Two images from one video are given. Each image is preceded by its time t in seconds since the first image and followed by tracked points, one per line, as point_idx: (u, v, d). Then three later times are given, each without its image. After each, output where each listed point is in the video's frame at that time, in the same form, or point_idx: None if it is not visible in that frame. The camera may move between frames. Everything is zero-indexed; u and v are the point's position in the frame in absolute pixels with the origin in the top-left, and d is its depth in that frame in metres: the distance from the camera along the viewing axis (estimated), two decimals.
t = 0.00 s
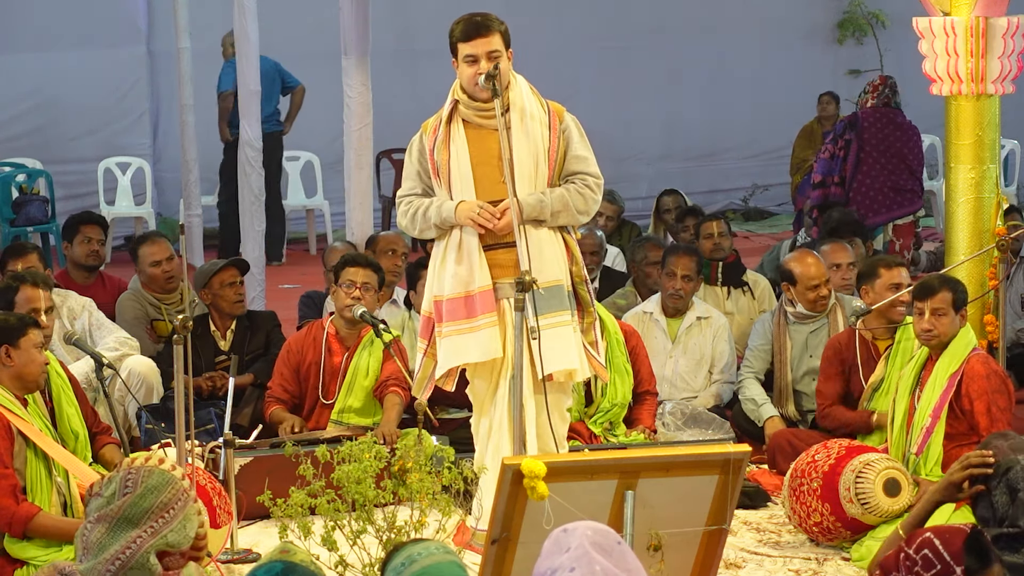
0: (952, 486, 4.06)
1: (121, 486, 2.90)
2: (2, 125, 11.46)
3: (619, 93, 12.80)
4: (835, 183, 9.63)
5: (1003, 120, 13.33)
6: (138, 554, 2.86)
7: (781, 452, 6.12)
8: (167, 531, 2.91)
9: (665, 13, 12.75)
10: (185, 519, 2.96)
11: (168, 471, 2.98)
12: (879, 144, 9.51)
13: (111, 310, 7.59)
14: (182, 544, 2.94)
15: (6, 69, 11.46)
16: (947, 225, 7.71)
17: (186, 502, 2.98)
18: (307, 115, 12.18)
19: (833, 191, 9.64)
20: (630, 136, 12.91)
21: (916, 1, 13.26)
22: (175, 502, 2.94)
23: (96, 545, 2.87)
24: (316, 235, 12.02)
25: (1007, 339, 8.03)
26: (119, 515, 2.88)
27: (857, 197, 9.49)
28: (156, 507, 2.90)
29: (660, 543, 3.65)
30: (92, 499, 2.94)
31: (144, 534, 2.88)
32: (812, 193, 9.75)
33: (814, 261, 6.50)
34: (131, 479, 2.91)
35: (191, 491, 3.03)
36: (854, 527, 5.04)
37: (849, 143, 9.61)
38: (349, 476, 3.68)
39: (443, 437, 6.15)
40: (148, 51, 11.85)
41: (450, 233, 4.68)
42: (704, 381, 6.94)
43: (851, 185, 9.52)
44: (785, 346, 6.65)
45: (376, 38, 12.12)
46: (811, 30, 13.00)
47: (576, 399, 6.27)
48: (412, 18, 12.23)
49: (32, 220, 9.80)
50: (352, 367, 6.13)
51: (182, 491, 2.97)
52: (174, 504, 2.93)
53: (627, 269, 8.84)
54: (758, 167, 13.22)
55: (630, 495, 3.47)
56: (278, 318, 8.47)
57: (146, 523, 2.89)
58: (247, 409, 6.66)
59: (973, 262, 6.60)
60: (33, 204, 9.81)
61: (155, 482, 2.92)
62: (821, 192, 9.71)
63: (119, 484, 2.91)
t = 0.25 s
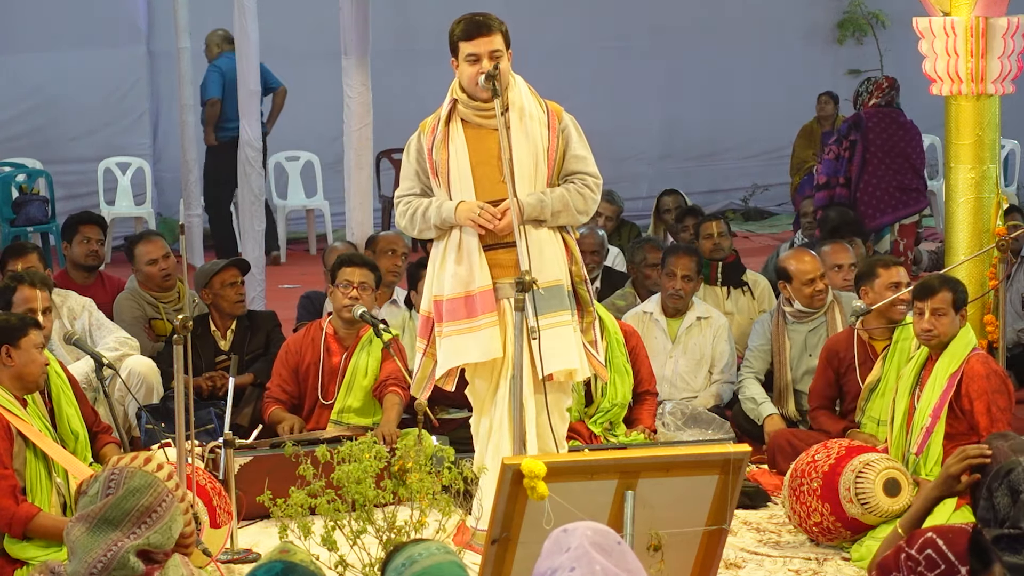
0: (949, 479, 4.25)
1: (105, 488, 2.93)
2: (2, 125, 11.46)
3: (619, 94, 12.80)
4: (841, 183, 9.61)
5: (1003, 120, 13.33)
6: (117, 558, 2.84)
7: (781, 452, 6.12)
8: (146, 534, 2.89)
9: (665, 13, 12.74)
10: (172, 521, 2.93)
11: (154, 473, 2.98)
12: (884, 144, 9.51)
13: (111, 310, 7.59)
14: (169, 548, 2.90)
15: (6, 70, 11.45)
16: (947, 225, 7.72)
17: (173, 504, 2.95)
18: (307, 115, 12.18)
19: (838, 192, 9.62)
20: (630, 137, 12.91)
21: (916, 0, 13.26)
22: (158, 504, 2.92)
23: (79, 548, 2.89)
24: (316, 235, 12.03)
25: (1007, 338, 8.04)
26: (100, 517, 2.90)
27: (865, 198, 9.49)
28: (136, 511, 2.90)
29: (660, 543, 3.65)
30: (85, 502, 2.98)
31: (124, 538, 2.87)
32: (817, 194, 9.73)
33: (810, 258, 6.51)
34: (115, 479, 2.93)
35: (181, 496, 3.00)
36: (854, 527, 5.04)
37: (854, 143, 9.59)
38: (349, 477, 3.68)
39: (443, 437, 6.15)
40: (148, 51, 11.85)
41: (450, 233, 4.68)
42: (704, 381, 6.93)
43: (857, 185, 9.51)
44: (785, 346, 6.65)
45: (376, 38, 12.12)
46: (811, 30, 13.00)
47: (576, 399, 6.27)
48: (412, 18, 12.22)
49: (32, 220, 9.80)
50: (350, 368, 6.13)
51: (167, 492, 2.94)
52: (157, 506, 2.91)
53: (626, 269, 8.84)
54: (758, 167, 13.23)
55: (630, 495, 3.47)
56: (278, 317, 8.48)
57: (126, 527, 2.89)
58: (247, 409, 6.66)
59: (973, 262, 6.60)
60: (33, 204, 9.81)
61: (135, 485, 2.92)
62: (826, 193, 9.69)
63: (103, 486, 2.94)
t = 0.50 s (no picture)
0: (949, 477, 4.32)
1: (101, 499, 3.11)
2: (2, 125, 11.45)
3: (619, 93, 12.79)
4: (848, 186, 9.58)
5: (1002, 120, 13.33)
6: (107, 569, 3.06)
7: (781, 452, 6.12)
8: (136, 551, 3.09)
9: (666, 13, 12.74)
10: (162, 539, 3.13)
11: (148, 488, 3.15)
12: (890, 144, 9.52)
13: (111, 310, 7.59)
14: (159, 564, 3.11)
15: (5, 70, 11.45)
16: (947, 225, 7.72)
17: (164, 521, 3.14)
18: (307, 115, 12.18)
19: (846, 194, 9.59)
20: (630, 136, 12.91)
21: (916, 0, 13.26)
22: (150, 522, 3.11)
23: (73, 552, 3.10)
24: (316, 235, 12.04)
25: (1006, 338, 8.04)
26: (92, 529, 3.09)
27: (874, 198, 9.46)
28: (127, 529, 3.09)
29: (660, 543, 3.65)
30: (81, 504, 3.17)
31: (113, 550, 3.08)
32: (823, 197, 9.69)
33: (813, 256, 6.51)
34: (111, 491, 3.11)
35: (172, 510, 3.19)
36: (854, 527, 5.04)
37: (859, 145, 9.59)
38: (349, 477, 3.68)
39: (443, 437, 6.15)
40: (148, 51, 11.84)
41: (450, 234, 4.68)
42: (704, 381, 6.93)
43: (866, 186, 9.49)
44: (784, 346, 6.65)
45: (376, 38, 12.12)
46: (811, 30, 13.00)
47: (576, 399, 6.28)
48: (412, 18, 12.22)
49: (32, 220, 9.80)
50: (349, 367, 6.13)
51: (159, 510, 3.13)
52: (148, 526, 3.10)
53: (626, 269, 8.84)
54: (758, 167, 13.23)
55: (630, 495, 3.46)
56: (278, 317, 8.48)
57: (117, 540, 3.09)
58: (247, 409, 6.66)
59: (973, 262, 6.60)
60: (33, 204, 9.81)
61: (128, 502, 3.10)
62: (834, 196, 9.66)
63: (98, 497, 3.12)
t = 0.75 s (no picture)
0: (951, 481, 4.16)
1: (98, 500, 3.08)
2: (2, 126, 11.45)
3: (619, 93, 12.79)
4: (853, 189, 9.56)
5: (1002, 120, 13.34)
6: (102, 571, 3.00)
7: (781, 452, 6.12)
8: (134, 554, 3.05)
9: (666, 14, 12.73)
10: (158, 543, 3.08)
11: (145, 491, 3.11)
12: (893, 146, 9.53)
13: (111, 310, 7.59)
14: (156, 568, 3.06)
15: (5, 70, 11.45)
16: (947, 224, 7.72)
17: (162, 524, 3.11)
18: (307, 115, 12.17)
19: (852, 198, 9.56)
20: (630, 136, 12.91)
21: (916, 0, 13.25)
22: (146, 526, 3.07)
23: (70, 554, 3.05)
24: (316, 235, 12.04)
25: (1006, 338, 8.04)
26: (88, 531, 3.05)
27: (880, 199, 9.41)
28: (124, 531, 3.05)
29: (660, 543, 3.65)
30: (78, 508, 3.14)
31: (109, 552, 3.03)
32: (828, 202, 9.62)
33: (817, 255, 6.51)
34: (109, 492, 3.08)
35: (170, 516, 3.14)
36: (854, 527, 5.04)
37: (862, 148, 9.61)
38: (349, 477, 3.68)
39: (443, 437, 6.16)
40: (148, 51, 11.84)
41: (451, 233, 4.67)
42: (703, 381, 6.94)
43: (872, 188, 9.46)
44: (785, 346, 6.66)
45: (376, 38, 12.11)
46: (811, 30, 12.99)
47: (576, 399, 6.28)
48: (412, 18, 12.22)
49: (32, 220, 9.81)
50: (348, 368, 6.13)
51: (157, 515, 3.09)
52: (145, 529, 3.06)
53: (626, 269, 8.84)
54: (758, 167, 13.23)
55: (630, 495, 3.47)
56: (278, 317, 8.48)
57: (114, 543, 3.05)
58: (247, 409, 6.65)
59: (973, 262, 6.60)
60: (33, 204, 9.82)
61: (125, 505, 3.06)
62: (840, 200, 9.61)
63: (96, 499, 3.09)
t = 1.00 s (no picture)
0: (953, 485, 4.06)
1: (95, 502, 3.19)
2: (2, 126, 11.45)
3: (619, 93, 12.79)
4: (854, 193, 9.42)
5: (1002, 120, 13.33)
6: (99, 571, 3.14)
7: (781, 452, 6.11)
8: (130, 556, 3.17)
9: (666, 14, 12.72)
10: (154, 545, 3.19)
11: (141, 494, 3.20)
12: (887, 149, 9.49)
13: (111, 310, 7.60)
14: (152, 568, 3.17)
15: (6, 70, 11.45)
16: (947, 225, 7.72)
17: (159, 526, 3.21)
18: (308, 115, 12.18)
19: (852, 202, 9.42)
20: (630, 136, 12.91)
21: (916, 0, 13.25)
22: (142, 529, 3.18)
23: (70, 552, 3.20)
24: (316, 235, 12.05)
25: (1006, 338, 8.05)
26: (85, 533, 3.18)
27: (882, 204, 9.37)
28: (120, 534, 3.17)
29: (660, 543, 3.65)
30: (80, 504, 3.27)
31: (106, 553, 3.16)
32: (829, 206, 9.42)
33: (817, 254, 6.52)
34: (104, 496, 3.18)
35: (167, 517, 3.24)
36: (854, 527, 5.04)
37: (861, 150, 9.46)
38: (349, 476, 3.68)
39: (443, 437, 6.16)
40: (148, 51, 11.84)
41: (452, 232, 4.67)
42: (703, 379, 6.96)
43: (874, 193, 9.38)
44: (786, 345, 6.66)
45: (376, 38, 12.11)
46: (811, 30, 12.99)
47: (576, 399, 6.28)
48: (411, 18, 12.21)
49: (32, 220, 9.81)
50: (346, 368, 6.13)
51: (152, 518, 3.19)
52: (140, 532, 3.17)
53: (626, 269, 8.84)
54: (758, 167, 13.23)
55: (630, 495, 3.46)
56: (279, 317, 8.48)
57: (111, 544, 3.17)
58: (246, 409, 6.64)
59: (973, 262, 6.60)
60: (34, 204, 9.82)
61: (121, 508, 3.17)
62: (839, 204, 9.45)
63: (93, 501, 3.20)
